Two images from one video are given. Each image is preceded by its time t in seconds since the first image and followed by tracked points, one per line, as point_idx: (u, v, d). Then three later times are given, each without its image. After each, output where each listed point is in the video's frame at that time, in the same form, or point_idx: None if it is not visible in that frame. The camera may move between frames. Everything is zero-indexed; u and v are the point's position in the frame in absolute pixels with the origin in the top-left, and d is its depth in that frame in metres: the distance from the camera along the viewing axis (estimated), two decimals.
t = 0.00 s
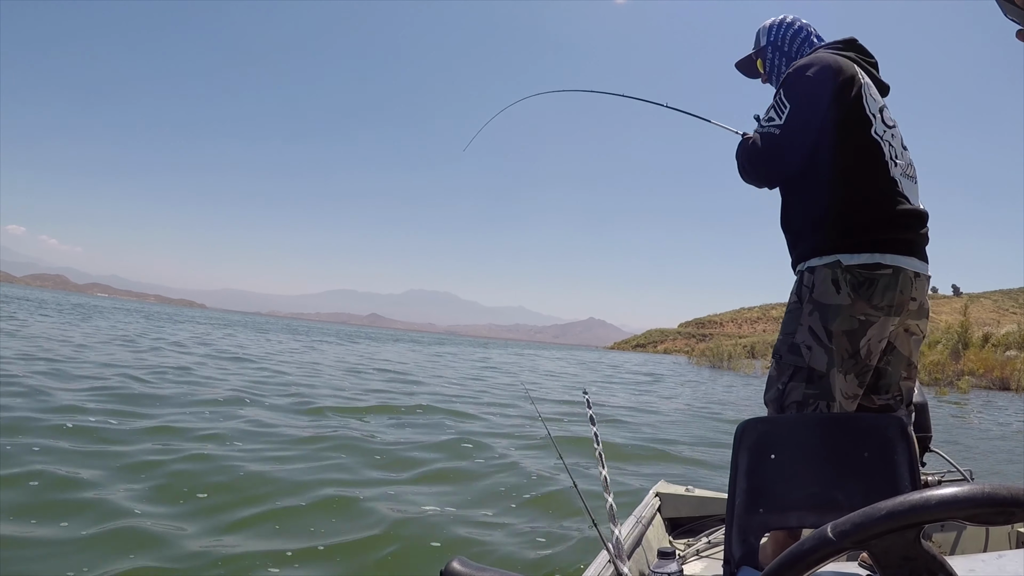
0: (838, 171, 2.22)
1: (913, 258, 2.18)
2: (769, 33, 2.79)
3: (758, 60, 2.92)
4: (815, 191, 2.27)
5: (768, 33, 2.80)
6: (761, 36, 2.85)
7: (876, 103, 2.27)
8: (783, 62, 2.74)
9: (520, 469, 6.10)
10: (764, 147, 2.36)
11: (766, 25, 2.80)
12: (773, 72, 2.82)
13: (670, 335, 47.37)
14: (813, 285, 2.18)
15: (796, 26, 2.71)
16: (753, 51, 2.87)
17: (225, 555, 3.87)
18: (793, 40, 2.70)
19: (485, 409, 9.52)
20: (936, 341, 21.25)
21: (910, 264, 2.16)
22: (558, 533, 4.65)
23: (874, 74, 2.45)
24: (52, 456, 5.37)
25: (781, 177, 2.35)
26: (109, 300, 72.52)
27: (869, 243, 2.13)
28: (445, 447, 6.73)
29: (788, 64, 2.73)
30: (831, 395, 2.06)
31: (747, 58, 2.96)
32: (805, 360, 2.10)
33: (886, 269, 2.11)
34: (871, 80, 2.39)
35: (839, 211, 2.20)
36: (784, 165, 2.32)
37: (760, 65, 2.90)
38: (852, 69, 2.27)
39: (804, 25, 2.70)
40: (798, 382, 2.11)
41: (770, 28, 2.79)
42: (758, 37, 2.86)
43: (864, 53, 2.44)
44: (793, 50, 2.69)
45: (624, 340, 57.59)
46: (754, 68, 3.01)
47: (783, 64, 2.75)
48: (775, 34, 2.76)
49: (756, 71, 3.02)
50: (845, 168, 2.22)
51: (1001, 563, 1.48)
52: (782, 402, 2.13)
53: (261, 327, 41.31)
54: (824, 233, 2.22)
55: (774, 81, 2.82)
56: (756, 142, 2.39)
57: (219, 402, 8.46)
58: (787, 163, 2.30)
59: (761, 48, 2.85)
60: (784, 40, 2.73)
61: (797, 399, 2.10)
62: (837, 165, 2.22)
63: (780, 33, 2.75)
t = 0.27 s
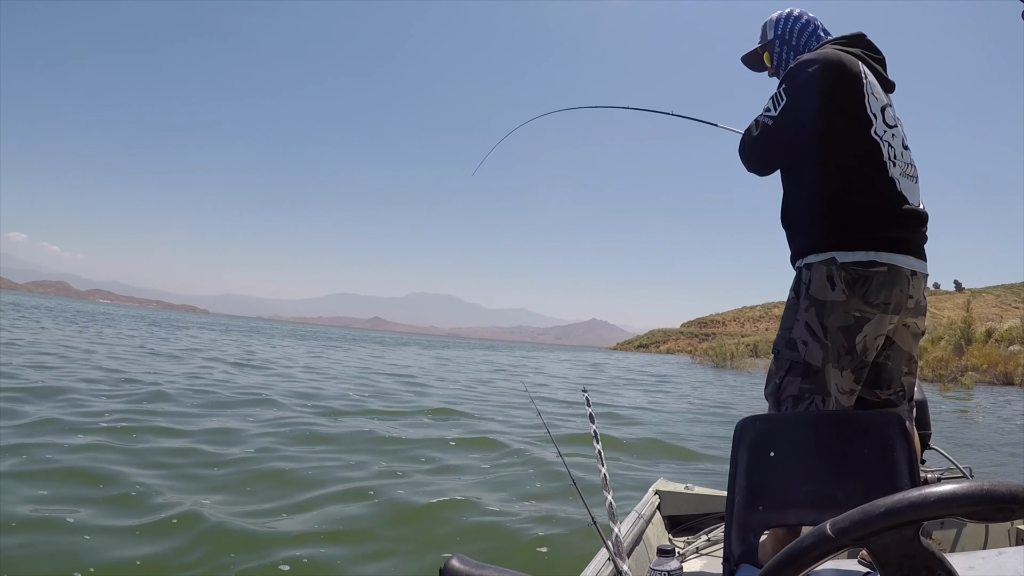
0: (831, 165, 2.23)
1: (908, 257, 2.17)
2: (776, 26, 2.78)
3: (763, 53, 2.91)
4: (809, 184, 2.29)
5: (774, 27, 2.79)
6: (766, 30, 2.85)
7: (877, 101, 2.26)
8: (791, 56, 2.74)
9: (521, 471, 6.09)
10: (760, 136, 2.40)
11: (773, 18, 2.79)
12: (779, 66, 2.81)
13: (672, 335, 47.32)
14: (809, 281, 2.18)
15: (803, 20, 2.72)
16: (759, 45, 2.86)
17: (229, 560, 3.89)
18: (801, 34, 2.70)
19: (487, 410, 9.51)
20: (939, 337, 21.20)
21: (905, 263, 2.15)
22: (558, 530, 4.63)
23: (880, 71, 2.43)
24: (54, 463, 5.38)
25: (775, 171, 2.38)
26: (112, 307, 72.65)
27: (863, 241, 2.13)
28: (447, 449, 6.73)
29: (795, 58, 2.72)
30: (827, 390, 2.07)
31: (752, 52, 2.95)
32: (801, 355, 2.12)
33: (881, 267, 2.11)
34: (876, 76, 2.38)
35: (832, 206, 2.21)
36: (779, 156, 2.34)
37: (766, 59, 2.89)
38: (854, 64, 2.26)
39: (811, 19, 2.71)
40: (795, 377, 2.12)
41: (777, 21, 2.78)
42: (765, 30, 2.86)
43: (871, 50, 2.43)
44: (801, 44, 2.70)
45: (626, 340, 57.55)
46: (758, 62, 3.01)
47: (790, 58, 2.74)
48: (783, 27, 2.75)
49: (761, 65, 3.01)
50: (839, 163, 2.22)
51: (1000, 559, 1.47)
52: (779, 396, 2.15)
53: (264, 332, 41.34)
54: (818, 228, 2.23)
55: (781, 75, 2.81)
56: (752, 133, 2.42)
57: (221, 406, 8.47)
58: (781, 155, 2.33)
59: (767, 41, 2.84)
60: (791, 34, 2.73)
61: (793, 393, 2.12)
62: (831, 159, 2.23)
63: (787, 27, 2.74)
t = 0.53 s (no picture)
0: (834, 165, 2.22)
1: (911, 261, 2.16)
2: (782, 29, 2.78)
3: (769, 56, 2.92)
4: (812, 186, 2.29)
5: (780, 29, 2.79)
6: (772, 31, 2.84)
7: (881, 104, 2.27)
8: (796, 58, 2.73)
9: (521, 470, 6.08)
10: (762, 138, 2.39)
11: (778, 21, 2.79)
12: (784, 69, 2.81)
13: (674, 336, 47.23)
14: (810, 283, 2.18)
15: (808, 22, 2.70)
16: (765, 47, 2.88)
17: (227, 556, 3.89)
18: (806, 36, 2.69)
19: (488, 412, 9.49)
20: (942, 337, 21.13)
21: (906, 266, 2.14)
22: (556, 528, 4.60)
23: (884, 74, 2.43)
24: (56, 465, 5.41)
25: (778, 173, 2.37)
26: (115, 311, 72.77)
27: (864, 243, 2.13)
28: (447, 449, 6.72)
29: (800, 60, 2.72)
30: (828, 392, 2.06)
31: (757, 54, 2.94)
32: (802, 356, 2.12)
33: (883, 270, 2.10)
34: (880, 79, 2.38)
35: (835, 207, 2.21)
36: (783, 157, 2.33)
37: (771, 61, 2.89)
38: (859, 65, 2.26)
39: (816, 21, 2.70)
40: (795, 378, 2.12)
41: (783, 23, 2.78)
42: (771, 33, 2.86)
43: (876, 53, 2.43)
44: (805, 46, 2.69)
45: (628, 342, 57.48)
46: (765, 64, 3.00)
47: (795, 60, 2.74)
48: (788, 29, 2.75)
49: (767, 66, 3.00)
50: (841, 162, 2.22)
51: (999, 563, 1.47)
52: (779, 396, 2.15)
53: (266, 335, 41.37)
54: (820, 230, 2.23)
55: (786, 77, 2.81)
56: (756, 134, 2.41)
57: (222, 408, 8.49)
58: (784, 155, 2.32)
59: (773, 44, 2.85)
60: (796, 36, 2.72)
61: (793, 394, 2.12)
62: (834, 161, 2.23)
63: (793, 29, 2.74)
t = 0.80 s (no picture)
0: (839, 173, 2.22)
1: (910, 264, 2.16)
2: (790, 26, 2.74)
3: (767, 52, 2.85)
4: (817, 191, 2.28)
5: (786, 25, 2.76)
6: (776, 28, 2.79)
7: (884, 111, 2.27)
8: (806, 55, 2.72)
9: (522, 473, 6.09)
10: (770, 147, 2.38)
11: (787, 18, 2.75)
12: (789, 66, 2.78)
13: (676, 338, 47.17)
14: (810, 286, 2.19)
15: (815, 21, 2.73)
16: (769, 42, 2.80)
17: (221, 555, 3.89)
18: (815, 35, 2.71)
19: (488, 414, 9.48)
20: (945, 339, 21.08)
21: (906, 269, 2.15)
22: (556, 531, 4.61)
23: (886, 80, 2.44)
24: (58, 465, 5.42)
25: (784, 179, 2.37)
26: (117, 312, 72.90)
27: (865, 246, 2.13)
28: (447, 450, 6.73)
29: (810, 58, 2.72)
30: (826, 395, 2.06)
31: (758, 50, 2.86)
32: (801, 358, 2.12)
33: (882, 273, 2.10)
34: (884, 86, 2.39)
35: (840, 212, 2.21)
36: (791, 166, 2.33)
37: (773, 58, 2.83)
38: (864, 72, 2.26)
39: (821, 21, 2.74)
40: (794, 380, 2.13)
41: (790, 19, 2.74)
42: (773, 28, 2.80)
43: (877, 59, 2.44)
44: (817, 46, 2.69)
45: (630, 344, 57.44)
46: (759, 61, 2.94)
47: (805, 57, 2.73)
48: (796, 26, 2.73)
49: (761, 65, 2.97)
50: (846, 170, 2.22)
51: (998, 565, 1.46)
52: (778, 399, 2.15)
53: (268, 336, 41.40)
54: (824, 235, 2.22)
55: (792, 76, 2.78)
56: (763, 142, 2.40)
57: (223, 408, 8.50)
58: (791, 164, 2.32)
59: (777, 39, 2.78)
60: (806, 35, 2.72)
61: (792, 396, 2.12)
62: (839, 166, 2.22)
63: (801, 26, 2.73)
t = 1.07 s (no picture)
0: (848, 180, 2.21)
1: (917, 268, 2.22)
2: (786, 30, 2.73)
3: (761, 57, 2.80)
4: (826, 198, 2.25)
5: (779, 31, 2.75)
6: (769, 32, 2.75)
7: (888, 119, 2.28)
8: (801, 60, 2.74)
9: (520, 470, 6.09)
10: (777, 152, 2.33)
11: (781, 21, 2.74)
12: (785, 71, 2.77)
13: (678, 339, 47.10)
14: (827, 291, 2.14)
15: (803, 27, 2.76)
16: (765, 46, 2.75)
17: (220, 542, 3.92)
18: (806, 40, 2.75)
19: (489, 413, 9.49)
20: (947, 342, 21.01)
21: (915, 273, 2.19)
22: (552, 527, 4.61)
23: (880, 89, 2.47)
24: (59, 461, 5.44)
25: (792, 186, 2.32)
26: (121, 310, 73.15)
27: (880, 251, 2.14)
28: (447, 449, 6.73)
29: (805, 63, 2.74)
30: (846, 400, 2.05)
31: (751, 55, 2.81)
32: (821, 365, 2.07)
33: (898, 277, 2.12)
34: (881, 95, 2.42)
35: (851, 219, 2.19)
36: (798, 172, 2.30)
37: (767, 63, 2.80)
38: (869, 81, 2.27)
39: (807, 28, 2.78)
40: (813, 388, 2.07)
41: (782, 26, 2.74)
42: (767, 34, 2.76)
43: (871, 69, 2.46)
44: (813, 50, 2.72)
45: (631, 345, 57.37)
46: (748, 67, 2.90)
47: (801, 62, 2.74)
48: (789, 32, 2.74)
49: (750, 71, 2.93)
50: (854, 176, 2.21)
51: (996, 566, 1.46)
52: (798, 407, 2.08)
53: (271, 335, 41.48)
54: (836, 241, 2.20)
55: (788, 81, 2.77)
56: (770, 147, 2.36)
57: (224, 407, 8.51)
58: (799, 171, 2.28)
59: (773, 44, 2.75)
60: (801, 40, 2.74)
61: (812, 403, 2.07)
62: (850, 175, 2.21)
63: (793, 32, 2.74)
